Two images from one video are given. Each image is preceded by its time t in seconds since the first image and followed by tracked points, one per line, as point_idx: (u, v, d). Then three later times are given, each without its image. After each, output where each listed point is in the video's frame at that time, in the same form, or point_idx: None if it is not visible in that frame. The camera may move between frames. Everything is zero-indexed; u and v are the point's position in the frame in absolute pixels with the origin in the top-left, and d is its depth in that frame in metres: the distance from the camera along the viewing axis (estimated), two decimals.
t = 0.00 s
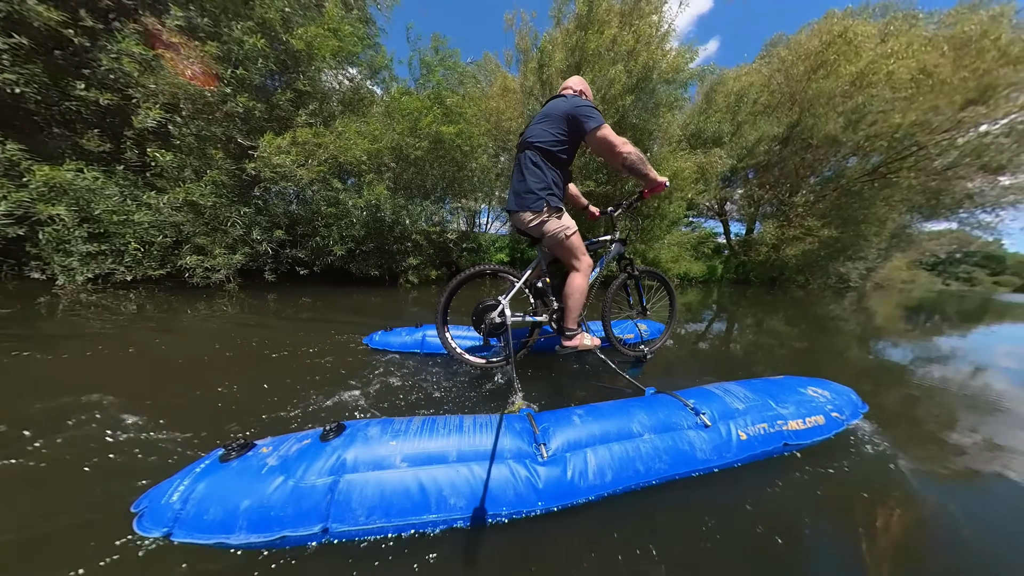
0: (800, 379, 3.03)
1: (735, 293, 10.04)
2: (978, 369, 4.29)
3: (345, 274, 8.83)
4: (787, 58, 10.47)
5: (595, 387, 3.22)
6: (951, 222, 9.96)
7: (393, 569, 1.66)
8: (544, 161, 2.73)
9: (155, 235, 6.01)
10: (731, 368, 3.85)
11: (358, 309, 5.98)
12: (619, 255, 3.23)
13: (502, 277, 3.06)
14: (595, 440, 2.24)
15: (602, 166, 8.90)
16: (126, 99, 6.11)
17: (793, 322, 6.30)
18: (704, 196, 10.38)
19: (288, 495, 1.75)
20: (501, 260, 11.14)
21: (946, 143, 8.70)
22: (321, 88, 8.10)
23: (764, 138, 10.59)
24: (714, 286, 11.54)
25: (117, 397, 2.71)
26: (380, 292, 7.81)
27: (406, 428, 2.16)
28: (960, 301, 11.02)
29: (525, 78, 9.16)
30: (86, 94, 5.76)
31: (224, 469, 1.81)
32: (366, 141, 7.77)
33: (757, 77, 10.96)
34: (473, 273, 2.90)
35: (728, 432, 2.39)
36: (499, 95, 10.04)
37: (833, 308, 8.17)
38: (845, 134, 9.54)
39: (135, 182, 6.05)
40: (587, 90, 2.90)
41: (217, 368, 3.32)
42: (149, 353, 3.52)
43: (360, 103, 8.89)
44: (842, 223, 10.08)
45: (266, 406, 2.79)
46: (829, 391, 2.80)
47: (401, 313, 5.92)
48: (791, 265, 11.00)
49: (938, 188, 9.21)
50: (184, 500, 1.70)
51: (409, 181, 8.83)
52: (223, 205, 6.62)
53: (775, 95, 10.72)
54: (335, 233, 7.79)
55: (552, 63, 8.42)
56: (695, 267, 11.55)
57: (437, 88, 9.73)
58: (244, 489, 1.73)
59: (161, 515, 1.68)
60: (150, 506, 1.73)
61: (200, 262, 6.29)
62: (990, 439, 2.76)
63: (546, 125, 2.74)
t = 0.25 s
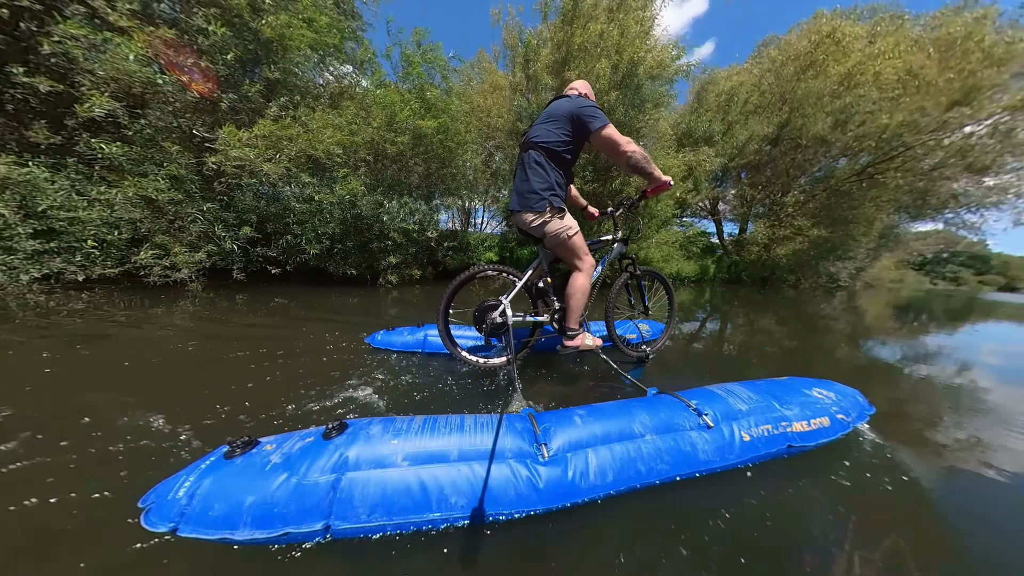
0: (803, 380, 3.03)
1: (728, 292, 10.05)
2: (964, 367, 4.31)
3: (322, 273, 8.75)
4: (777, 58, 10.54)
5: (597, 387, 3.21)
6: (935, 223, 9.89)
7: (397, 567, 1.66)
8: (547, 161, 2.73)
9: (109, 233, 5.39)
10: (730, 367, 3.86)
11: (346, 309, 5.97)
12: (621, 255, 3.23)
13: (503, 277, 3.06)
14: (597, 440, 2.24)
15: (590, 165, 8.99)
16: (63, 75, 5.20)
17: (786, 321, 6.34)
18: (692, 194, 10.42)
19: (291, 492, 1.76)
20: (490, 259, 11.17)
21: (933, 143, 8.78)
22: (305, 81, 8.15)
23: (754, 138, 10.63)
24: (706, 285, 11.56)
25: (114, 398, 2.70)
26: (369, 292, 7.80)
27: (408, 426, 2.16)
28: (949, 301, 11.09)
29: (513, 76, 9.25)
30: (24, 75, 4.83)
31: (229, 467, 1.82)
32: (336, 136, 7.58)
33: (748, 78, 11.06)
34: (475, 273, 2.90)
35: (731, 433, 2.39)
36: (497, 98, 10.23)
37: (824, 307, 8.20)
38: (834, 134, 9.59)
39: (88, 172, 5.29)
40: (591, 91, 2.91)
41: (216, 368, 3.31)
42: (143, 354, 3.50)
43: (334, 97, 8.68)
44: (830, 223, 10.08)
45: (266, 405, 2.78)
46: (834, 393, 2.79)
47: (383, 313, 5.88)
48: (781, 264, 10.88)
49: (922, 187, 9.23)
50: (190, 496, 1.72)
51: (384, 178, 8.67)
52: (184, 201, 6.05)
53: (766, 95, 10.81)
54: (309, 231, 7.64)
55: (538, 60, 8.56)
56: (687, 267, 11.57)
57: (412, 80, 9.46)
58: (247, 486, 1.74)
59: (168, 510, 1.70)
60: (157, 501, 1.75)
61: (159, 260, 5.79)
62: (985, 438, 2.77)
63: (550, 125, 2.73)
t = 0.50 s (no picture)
0: (804, 382, 3.03)
1: (721, 292, 10.05)
2: (953, 364, 4.33)
3: (303, 271, 8.69)
4: (770, 58, 10.60)
5: (598, 387, 3.20)
6: (925, 223, 9.83)
7: (396, 567, 1.66)
8: (547, 161, 2.72)
9: (66, 230, 5.05)
10: (728, 366, 3.87)
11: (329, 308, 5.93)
12: (621, 256, 3.23)
13: (503, 277, 3.05)
14: (596, 441, 2.23)
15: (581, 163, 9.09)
16: (7, 63, 4.95)
17: (780, 321, 6.34)
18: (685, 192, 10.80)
19: (291, 492, 1.76)
20: (479, 257, 11.14)
21: (926, 143, 8.79)
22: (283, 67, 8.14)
23: (746, 138, 11.00)
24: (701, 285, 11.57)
25: (113, 399, 2.70)
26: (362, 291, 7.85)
27: (407, 426, 2.16)
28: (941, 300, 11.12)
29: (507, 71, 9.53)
30: None
31: (229, 466, 1.82)
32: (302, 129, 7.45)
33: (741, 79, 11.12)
34: (475, 274, 2.90)
35: (731, 435, 2.39)
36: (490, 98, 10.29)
37: (817, 306, 8.20)
38: (825, 135, 9.55)
39: (42, 165, 5.02)
40: (590, 93, 2.92)
41: (213, 369, 3.32)
42: (138, 355, 3.50)
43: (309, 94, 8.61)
44: (821, 223, 10.03)
45: (264, 405, 2.79)
46: (835, 395, 2.79)
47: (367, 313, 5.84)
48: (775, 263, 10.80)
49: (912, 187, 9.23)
50: (190, 495, 1.72)
51: (359, 167, 8.74)
52: (148, 197, 5.78)
53: (758, 95, 10.89)
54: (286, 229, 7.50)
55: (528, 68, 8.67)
56: (681, 267, 11.58)
57: (397, 76, 9.62)
58: (247, 486, 1.74)
59: (167, 510, 1.70)
60: (157, 500, 1.76)
61: (121, 261, 5.44)
62: (981, 436, 2.77)
63: (550, 125, 2.73)
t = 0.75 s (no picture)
0: (805, 383, 3.02)
1: (715, 292, 10.05)
2: (944, 363, 4.35)
3: (280, 270, 8.62)
4: (762, 57, 10.61)
5: (598, 387, 3.20)
6: (916, 222, 9.86)
7: (396, 566, 1.65)
8: (547, 160, 2.72)
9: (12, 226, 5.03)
10: (726, 366, 3.87)
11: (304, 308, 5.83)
12: (621, 256, 3.22)
13: (504, 276, 3.04)
14: (597, 440, 2.23)
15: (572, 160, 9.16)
16: None
17: (775, 321, 6.35)
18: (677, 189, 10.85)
19: (291, 491, 1.76)
20: (469, 257, 11.18)
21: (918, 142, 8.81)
22: (268, 55, 8.02)
23: (738, 137, 10.97)
24: (695, 284, 11.57)
25: (110, 402, 2.69)
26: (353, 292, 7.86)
27: (408, 426, 2.16)
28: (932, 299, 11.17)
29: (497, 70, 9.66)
30: None
31: (230, 464, 1.83)
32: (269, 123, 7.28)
33: (735, 79, 11.13)
34: (476, 273, 2.89)
35: (732, 435, 2.39)
36: (483, 98, 10.30)
37: (810, 305, 8.21)
38: (817, 134, 9.52)
39: None
40: (591, 93, 2.91)
41: (211, 369, 3.33)
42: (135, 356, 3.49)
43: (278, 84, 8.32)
44: (814, 223, 10.04)
45: (263, 406, 2.79)
46: (837, 396, 2.79)
47: (349, 313, 5.79)
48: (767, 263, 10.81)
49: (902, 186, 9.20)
50: (193, 494, 1.74)
51: (342, 166, 8.85)
52: (105, 193, 5.64)
53: (751, 95, 10.87)
54: (259, 226, 7.31)
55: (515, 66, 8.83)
56: (675, 266, 11.59)
57: (379, 70, 9.14)
58: (248, 484, 1.75)
59: (171, 508, 1.72)
60: (160, 498, 1.77)
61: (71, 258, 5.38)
62: (977, 434, 2.78)
63: (550, 124, 2.73)
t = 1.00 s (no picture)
0: (806, 381, 3.03)
1: (710, 292, 10.04)
2: (936, 361, 4.37)
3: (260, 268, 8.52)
4: (756, 55, 10.58)
5: (598, 386, 3.20)
6: (910, 221, 9.89)
7: (399, 564, 1.65)
8: (547, 159, 2.72)
9: None
10: (724, 365, 3.87)
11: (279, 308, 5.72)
12: (621, 254, 3.22)
13: (504, 275, 3.04)
14: (597, 438, 2.24)
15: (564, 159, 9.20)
16: None
17: (771, 321, 6.36)
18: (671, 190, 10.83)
19: (293, 488, 1.76)
20: (461, 257, 11.32)
21: (914, 141, 8.76)
22: (259, 51, 7.98)
23: (732, 136, 10.81)
24: (691, 284, 11.57)
25: (107, 403, 2.68)
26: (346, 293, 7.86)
27: (409, 423, 2.16)
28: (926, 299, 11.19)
29: (484, 64, 9.76)
30: None
31: (232, 462, 1.84)
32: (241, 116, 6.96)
33: (730, 78, 11.11)
34: (476, 272, 2.89)
35: (732, 433, 2.39)
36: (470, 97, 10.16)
37: (806, 305, 8.20)
38: (810, 133, 9.44)
39: None
40: (590, 91, 2.91)
41: (209, 369, 3.33)
42: (132, 356, 3.50)
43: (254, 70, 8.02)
44: (810, 223, 10.03)
45: (262, 405, 2.80)
46: (837, 393, 2.79)
47: (331, 313, 5.72)
48: (762, 262, 10.84)
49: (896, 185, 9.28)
50: (195, 490, 1.74)
51: (316, 157, 8.75)
52: (65, 189, 5.42)
53: (744, 94, 10.79)
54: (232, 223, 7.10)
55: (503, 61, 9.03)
56: (670, 266, 11.58)
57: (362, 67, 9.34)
58: (250, 482, 1.75)
59: (173, 505, 1.73)
60: (163, 495, 1.78)
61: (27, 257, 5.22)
62: (973, 432, 2.79)
63: (550, 122, 2.72)
